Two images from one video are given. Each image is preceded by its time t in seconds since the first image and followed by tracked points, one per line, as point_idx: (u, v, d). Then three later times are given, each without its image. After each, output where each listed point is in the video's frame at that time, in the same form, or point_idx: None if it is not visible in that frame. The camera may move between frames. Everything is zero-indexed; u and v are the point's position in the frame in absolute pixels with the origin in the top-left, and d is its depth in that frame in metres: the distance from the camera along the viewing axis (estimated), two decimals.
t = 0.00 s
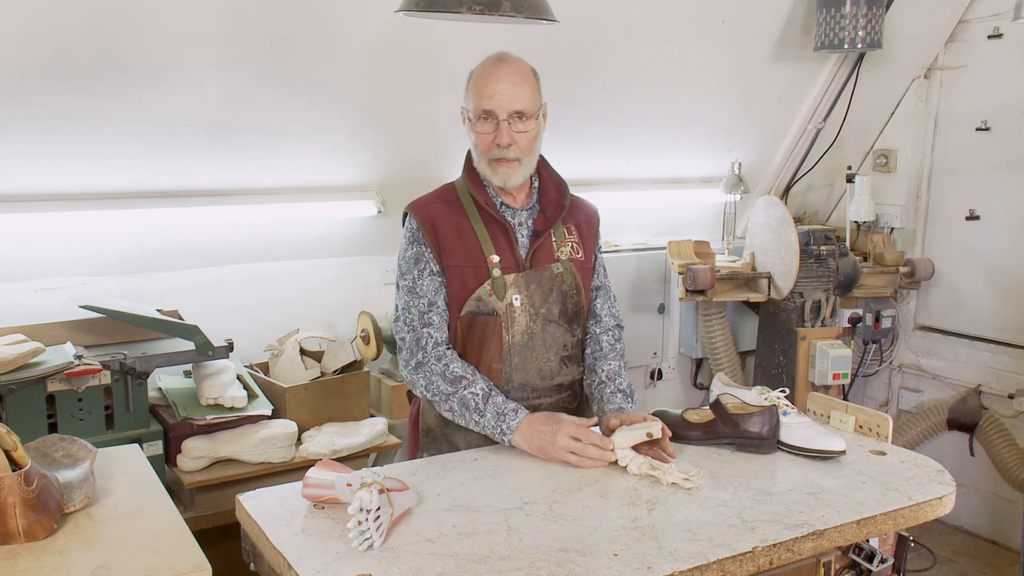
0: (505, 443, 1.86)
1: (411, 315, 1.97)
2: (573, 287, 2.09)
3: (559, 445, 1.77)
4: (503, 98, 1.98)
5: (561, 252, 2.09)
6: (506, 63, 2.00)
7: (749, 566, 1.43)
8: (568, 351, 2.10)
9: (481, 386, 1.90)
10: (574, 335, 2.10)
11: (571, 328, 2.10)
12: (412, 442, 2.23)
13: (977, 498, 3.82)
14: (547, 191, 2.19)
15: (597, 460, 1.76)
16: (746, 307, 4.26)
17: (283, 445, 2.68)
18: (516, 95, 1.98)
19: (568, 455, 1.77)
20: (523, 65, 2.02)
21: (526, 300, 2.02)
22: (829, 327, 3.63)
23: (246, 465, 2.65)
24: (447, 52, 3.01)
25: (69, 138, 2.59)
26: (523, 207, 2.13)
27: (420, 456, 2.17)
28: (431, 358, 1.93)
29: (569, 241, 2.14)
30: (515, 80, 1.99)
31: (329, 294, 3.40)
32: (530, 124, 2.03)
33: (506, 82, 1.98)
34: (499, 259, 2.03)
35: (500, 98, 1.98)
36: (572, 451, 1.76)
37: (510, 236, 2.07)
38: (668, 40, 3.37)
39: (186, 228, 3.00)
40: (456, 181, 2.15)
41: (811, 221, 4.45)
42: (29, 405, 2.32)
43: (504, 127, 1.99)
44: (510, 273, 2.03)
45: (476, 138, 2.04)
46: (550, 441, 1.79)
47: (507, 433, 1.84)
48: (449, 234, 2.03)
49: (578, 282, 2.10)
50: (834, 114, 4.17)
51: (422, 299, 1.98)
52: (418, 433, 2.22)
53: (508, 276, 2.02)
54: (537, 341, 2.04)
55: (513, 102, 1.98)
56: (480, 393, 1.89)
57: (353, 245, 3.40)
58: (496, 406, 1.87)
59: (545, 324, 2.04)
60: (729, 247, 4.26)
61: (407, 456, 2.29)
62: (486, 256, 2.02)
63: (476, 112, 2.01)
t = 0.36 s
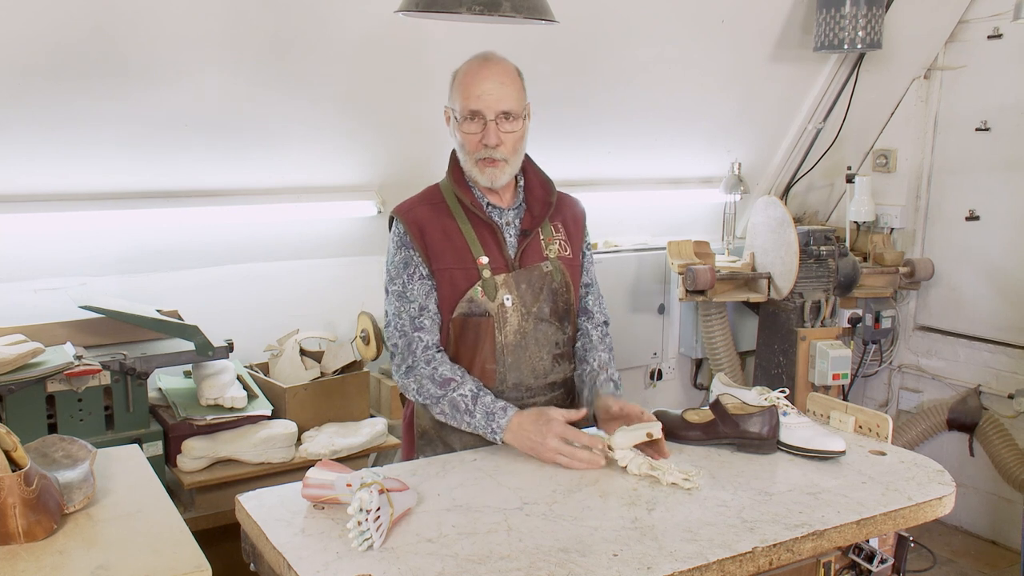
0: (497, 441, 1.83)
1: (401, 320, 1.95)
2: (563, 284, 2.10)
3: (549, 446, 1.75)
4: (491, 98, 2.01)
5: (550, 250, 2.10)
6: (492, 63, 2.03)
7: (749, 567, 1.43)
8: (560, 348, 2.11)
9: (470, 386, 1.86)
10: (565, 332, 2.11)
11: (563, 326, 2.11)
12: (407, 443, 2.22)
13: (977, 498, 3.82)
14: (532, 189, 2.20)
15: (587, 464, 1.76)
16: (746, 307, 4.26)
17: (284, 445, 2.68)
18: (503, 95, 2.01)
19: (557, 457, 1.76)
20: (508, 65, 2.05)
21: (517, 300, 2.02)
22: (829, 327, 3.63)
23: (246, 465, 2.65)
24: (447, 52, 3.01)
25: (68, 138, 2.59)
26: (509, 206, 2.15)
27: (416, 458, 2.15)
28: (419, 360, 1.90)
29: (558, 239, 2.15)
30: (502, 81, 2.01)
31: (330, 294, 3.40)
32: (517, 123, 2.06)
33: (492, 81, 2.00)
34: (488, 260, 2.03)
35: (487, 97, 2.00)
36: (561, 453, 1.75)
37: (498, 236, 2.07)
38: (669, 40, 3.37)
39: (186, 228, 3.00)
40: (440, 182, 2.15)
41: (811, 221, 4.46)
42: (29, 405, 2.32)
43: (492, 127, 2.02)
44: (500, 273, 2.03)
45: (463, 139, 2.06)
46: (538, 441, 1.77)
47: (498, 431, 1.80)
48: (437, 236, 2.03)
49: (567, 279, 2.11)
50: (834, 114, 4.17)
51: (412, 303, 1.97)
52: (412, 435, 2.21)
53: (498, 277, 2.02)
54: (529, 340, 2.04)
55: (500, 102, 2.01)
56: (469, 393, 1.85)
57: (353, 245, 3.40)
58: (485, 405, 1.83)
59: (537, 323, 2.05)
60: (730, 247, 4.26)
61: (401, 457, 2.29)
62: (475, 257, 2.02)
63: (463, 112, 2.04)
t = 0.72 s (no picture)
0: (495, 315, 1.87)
1: (386, 301, 2.00)
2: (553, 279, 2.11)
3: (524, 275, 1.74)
4: (507, 102, 2.02)
5: (539, 246, 2.13)
6: (506, 67, 2.05)
7: (749, 567, 1.43)
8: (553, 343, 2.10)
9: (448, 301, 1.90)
10: (558, 326, 2.11)
11: (555, 320, 2.10)
12: (403, 444, 2.22)
13: (977, 498, 3.82)
14: (521, 184, 2.22)
15: (571, 272, 1.73)
16: (746, 307, 4.26)
17: (284, 445, 2.68)
18: (518, 101, 2.03)
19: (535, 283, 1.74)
20: (519, 71, 2.07)
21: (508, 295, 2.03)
22: (828, 327, 3.63)
23: (246, 465, 2.65)
24: (447, 52, 3.01)
25: (68, 137, 2.59)
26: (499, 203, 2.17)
27: (411, 458, 2.15)
28: (403, 327, 1.94)
29: (547, 234, 2.17)
30: (517, 87, 2.04)
31: (330, 294, 3.40)
32: (525, 130, 2.08)
33: (508, 86, 2.02)
34: (479, 257, 2.06)
35: (503, 102, 2.01)
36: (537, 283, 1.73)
37: (488, 233, 2.09)
38: (668, 40, 3.37)
39: (185, 228, 2.99)
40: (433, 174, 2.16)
41: (811, 221, 4.46)
42: (29, 405, 2.32)
43: (505, 131, 2.02)
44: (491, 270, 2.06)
45: (470, 138, 2.05)
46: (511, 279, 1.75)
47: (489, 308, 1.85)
48: (429, 229, 2.04)
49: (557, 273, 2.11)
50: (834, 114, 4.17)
51: (396, 286, 2.00)
52: (408, 434, 2.20)
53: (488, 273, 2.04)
54: (522, 335, 2.04)
55: (515, 107, 2.03)
56: (450, 305, 1.89)
57: (352, 245, 3.40)
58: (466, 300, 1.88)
59: (528, 318, 2.05)
60: (729, 247, 4.26)
61: (398, 459, 2.28)
62: (466, 253, 2.04)
63: (476, 112, 2.03)
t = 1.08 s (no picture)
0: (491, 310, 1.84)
1: (384, 298, 2.01)
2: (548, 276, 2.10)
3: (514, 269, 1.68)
4: (527, 110, 2.03)
5: (533, 243, 2.12)
6: (527, 74, 2.06)
7: (749, 567, 1.43)
8: (548, 340, 2.10)
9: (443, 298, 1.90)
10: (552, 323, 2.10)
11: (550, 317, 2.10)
12: (398, 443, 2.21)
13: (977, 499, 3.82)
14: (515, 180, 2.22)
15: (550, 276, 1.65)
16: (746, 308, 4.26)
17: (284, 445, 2.68)
18: (536, 110, 2.04)
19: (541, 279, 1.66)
20: (536, 80, 2.08)
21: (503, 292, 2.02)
22: (829, 327, 3.63)
23: (246, 465, 2.66)
24: (447, 53, 3.02)
25: (68, 137, 2.59)
26: (496, 199, 2.17)
27: (407, 457, 2.15)
28: (397, 322, 1.95)
29: (540, 230, 2.17)
30: (536, 96, 2.05)
31: (330, 295, 3.40)
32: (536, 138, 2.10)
33: (529, 94, 2.03)
34: (474, 253, 2.06)
35: (523, 108, 2.02)
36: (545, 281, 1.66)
37: (484, 230, 2.10)
38: (669, 40, 3.37)
39: (185, 228, 2.99)
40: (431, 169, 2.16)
41: (811, 221, 4.46)
42: (29, 405, 2.32)
43: (522, 138, 2.04)
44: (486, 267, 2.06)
45: (483, 138, 2.04)
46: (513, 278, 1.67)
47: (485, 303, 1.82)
48: (426, 223, 2.05)
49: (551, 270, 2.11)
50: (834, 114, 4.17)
51: (394, 281, 2.01)
52: (404, 433, 2.21)
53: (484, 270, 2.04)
54: (517, 331, 2.03)
55: (533, 116, 2.04)
56: (444, 302, 1.89)
57: (352, 245, 3.40)
58: (461, 295, 1.86)
59: (523, 315, 2.04)
60: (730, 247, 4.26)
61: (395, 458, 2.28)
62: (461, 249, 2.05)
63: (495, 114, 2.02)
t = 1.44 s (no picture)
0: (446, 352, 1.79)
1: (360, 291, 1.98)
2: (547, 275, 2.10)
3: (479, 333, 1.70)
4: (516, 102, 2.03)
5: (531, 242, 2.13)
6: (515, 67, 2.07)
7: (749, 567, 1.43)
8: (547, 339, 2.11)
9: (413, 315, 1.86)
10: (552, 323, 2.11)
11: (549, 316, 2.10)
12: (397, 441, 2.21)
13: (977, 499, 3.82)
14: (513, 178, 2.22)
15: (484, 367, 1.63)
16: (746, 308, 4.26)
17: (284, 445, 2.68)
18: (526, 102, 2.05)
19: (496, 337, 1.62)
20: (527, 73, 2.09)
21: (502, 291, 2.03)
22: (829, 328, 3.63)
23: (246, 465, 2.66)
24: (448, 53, 3.02)
25: (68, 137, 2.59)
26: (494, 199, 2.17)
27: (407, 457, 2.14)
28: (364, 318, 1.92)
29: (538, 228, 2.18)
30: (525, 87, 2.05)
31: (330, 295, 3.40)
32: (529, 130, 2.10)
33: (518, 85, 2.04)
34: (473, 252, 2.05)
35: (512, 100, 2.03)
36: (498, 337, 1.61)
37: (483, 228, 2.09)
38: (669, 40, 3.37)
39: (185, 228, 2.99)
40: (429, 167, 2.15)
41: (811, 221, 4.46)
42: (29, 405, 2.32)
43: (513, 129, 2.04)
44: (485, 266, 2.05)
45: (475, 133, 2.04)
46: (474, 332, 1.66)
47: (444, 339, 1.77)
48: (424, 222, 2.05)
49: (550, 270, 2.11)
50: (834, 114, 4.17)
51: (374, 278, 1.99)
52: (404, 433, 2.20)
53: (483, 269, 2.04)
54: (516, 331, 2.05)
55: (522, 107, 2.05)
56: (412, 320, 1.84)
57: (353, 246, 3.40)
58: (428, 322, 1.81)
59: (522, 314, 2.05)
60: (729, 247, 4.26)
61: (393, 457, 2.28)
62: (460, 248, 2.05)
63: (484, 108, 2.03)
